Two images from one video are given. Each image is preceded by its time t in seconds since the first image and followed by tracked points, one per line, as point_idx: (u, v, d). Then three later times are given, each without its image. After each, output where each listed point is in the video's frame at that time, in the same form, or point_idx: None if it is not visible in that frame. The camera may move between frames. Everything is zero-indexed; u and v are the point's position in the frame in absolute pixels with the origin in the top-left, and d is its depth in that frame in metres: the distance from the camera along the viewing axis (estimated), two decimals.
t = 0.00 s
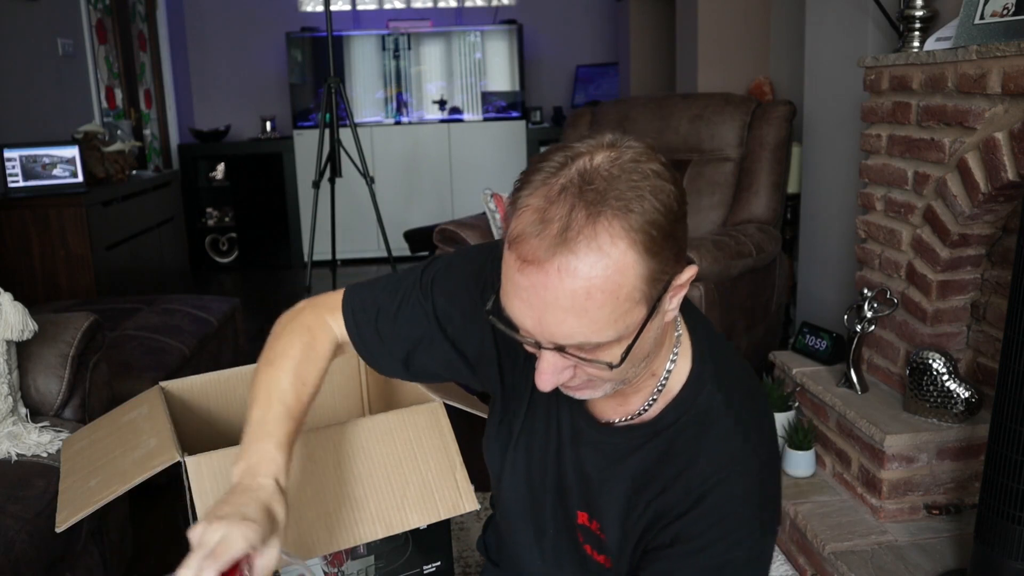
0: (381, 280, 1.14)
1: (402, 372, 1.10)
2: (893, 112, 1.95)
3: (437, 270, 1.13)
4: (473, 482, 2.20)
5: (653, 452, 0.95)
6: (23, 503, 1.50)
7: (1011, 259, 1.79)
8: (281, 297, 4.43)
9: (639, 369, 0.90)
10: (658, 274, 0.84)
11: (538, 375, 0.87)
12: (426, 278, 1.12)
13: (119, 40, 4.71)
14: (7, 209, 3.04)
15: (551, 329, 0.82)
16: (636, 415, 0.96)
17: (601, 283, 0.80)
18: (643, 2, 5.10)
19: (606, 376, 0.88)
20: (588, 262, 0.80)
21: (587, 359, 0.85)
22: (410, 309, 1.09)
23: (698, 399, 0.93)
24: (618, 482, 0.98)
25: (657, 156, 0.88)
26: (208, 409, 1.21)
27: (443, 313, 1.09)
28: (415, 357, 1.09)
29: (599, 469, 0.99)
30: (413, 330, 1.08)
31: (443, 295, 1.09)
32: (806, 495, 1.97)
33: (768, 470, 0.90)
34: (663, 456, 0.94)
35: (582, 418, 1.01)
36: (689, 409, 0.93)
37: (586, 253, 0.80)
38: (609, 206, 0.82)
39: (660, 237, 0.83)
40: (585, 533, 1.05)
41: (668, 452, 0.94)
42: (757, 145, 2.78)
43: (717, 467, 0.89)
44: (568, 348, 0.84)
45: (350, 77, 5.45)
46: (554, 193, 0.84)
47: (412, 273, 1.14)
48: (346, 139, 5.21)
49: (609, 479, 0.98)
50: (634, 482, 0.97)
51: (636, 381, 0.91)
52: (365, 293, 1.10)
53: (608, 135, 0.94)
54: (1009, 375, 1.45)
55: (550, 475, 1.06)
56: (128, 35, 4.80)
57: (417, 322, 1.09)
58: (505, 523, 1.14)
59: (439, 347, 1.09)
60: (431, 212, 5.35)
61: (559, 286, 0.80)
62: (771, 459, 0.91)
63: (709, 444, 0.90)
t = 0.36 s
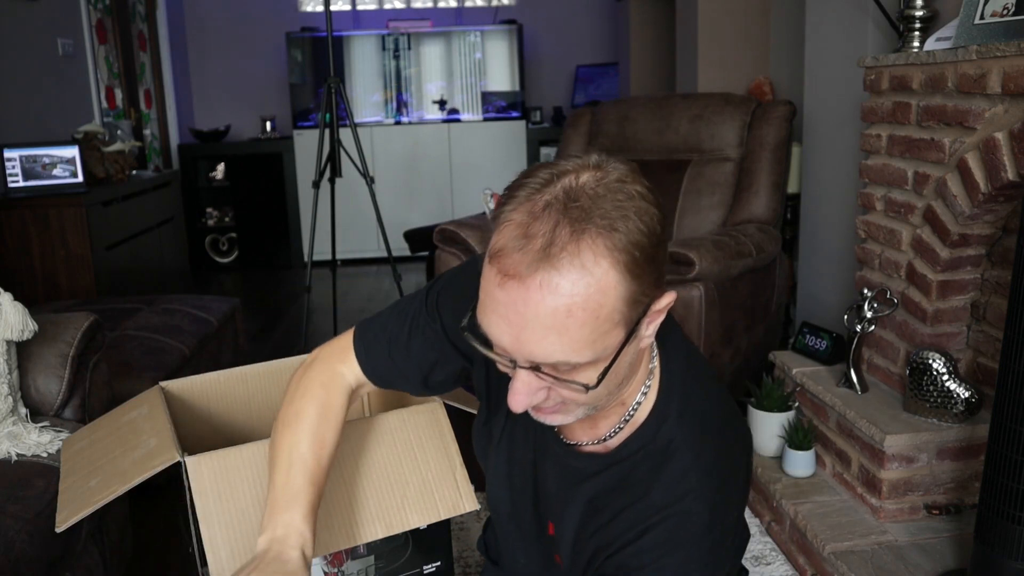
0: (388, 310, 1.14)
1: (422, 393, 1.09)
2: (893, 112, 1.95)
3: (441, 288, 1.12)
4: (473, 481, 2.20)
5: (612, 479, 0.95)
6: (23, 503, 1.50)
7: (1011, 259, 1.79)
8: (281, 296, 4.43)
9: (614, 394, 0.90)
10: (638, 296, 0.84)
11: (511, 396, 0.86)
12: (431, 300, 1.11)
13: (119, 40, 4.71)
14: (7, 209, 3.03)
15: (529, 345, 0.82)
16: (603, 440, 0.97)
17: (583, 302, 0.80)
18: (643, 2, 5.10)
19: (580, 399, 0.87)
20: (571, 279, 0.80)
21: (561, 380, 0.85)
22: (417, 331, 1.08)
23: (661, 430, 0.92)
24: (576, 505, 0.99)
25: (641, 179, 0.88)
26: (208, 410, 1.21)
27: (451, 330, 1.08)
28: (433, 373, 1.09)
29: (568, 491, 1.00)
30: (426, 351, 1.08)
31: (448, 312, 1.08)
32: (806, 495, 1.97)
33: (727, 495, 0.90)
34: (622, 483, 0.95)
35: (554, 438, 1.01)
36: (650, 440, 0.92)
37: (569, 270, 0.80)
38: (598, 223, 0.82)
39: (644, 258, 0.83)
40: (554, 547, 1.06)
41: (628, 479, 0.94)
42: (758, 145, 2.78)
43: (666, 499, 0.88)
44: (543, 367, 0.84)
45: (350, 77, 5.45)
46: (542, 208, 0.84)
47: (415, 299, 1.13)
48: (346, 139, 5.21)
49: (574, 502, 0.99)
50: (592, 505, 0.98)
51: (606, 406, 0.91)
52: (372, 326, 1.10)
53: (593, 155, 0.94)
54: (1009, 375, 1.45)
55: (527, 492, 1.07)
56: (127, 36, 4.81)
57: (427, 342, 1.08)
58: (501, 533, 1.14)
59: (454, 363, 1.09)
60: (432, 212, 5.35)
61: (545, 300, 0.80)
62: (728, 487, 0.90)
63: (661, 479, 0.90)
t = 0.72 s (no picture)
0: (374, 319, 1.15)
1: (413, 405, 1.08)
2: (893, 112, 1.95)
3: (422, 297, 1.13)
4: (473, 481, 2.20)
5: (604, 485, 0.95)
6: (23, 503, 1.50)
7: (1011, 259, 1.79)
8: (282, 296, 4.43)
9: (602, 392, 0.90)
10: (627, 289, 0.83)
11: (499, 397, 0.86)
12: (416, 307, 1.12)
13: (119, 40, 4.71)
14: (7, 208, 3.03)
15: (517, 342, 0.81)
16: (595, 445, 0.97)
17: (572, 296, 0.80)
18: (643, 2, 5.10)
19: (569, 396, 0.86)
20: (560, 273, 0.79)
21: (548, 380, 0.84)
22: (404, 341, 1.09)
23: (651, 433, 0.92)
24: (569, 513, 0.98)
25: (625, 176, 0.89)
26: (208, 409, 1.21)
27: (437, 339, 1.09)
28: (422, 388, 1.08)
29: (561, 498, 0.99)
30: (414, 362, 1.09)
31: (433, 321, 1.09)
32: (806, 495, 1.97)
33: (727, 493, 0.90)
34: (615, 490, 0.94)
35: (544, 447, 1.01)
36: (644, 444, 0.92)
37: (558, 264, 0.79)
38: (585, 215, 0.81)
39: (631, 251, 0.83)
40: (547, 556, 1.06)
41: (621, 484, 0.94)
42: (758, 145, 2.78)
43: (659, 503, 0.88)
44: (530, 368, 0.83)
45: (350, 77, 5.45)
46: (526, 200, 0.83)
47: (399, 306, 1.14)
48: (346, 139, 5.21)
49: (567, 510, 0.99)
50: (585, 513, 0.97)
51: (593, 405, 0.91)
52: (361, 334, 1.11)
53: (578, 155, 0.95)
54: (1009, 375, 1.45)
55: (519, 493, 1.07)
56: (127, 35, 4.81)
57: (415, 352, 1.09)
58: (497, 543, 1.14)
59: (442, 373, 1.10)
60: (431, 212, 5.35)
61: (533, 292, 0.79)
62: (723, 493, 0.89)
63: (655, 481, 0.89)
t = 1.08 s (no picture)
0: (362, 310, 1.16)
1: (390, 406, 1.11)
2: (893, 112, 1.95)
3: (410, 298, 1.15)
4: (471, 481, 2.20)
5: (646, 427, 0.94)
6: (24, 503, 1.50)
7: (1011, 259, 1.79)
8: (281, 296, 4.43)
9: (630, 284, 0.96)
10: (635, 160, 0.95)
11: (546, 267, 0.91)
12: (404, 306, 1.13)
13: (119, 40, 4.71)
14: (7, 208, 3.03)
15: (560, 193, 0.90)
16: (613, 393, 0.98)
17: (603, 153, 0.91)
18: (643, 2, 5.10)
19: (609, 276, 0.92)
20: (589, 132, 0.91)
21: (586, 247, 0.91)
22: (390, 338, 1.11)
23: (672, 359, 0.94)
24: (625, 470, 0.95)
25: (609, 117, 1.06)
26: (208, 409, 1.21)
27: (423, 340, 1.12)
28: (400, 390, 1.11)
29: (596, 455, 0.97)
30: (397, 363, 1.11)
31: (422, 323, 1.12)
32: (806, 495, 1.98)
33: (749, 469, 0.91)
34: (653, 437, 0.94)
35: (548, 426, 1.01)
36: (670, 369, 0.93)
37: (586, 126, 0.92)
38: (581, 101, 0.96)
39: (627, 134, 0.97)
40: (599, 534, 1.00)
41: (665, 418, 0.93)
42: (758, 145, 2.78)
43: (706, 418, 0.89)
44: (572, 229, 0.91)
45: (350, 77, 5.45)
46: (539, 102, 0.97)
47: (388, 302, 1.15)
48: (346, 139, 5.21)
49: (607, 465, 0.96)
50: (640, 465, 0.95)
51: (624, 309, 0.95)
52: (344, 328, 1.12)
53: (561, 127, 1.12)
54: (1009, 375, 1.45)
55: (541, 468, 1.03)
56: (128, 35, 4.81)
57: (399, 353, 1.11)
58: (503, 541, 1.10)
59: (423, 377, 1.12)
60: (431, 212, 5.35)
61: (562, 152, 0.90)
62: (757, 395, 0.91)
63: (691, 399, 0.91)
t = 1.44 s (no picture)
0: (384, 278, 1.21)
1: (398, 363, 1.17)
2: (893, 112, 1.95)
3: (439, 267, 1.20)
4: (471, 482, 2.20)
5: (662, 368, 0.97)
6: (23, 503, 1.50)
7: (1011, 259, 1.79)
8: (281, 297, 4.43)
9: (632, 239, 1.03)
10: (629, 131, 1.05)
11: (554, 214, 0.98)
12: (423, 274, 1.19)
13: (119, 40, 4.71)
14: (6, 208, 3.03)
15: (565, 149, 0.99)
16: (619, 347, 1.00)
17: (601, 116, 1.01)
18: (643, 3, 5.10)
19: (611, 226, 0.99)
20: (589, 98, 1.02)
21: (591, 197, 0.99)
22: (406, 299, 1.16)
23: (677, 307, 0.98)
24: (645, 419, 0.97)
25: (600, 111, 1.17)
26: (208, 409, 1.21)
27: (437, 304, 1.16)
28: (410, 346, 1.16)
29: (609, 417, 0.99)
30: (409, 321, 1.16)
31: (438, 287, 1.17)
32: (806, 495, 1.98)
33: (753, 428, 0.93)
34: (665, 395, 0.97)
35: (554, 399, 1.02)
36: (674, 322, 0.98)
37: (586, 93, 1.02)
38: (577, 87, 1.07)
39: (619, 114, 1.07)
40: (613, 494, 1.00)
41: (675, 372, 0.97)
42: (757, 145, 2.78)
43: (718, 364, 0.94)
44: (576, 181, 0.99)
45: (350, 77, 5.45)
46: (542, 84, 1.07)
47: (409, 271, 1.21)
48: (346, 139, 5.21)
49: (622, 424, 0.98)
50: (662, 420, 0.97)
51: (628, 263, 1.01)
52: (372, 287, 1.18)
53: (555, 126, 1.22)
54: (1009, 374, 1.45)
55: (554, 440, 1.03)
56: (127, 35, 4.81)
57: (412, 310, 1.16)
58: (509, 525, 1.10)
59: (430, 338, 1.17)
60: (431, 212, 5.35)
61: (563, 115, 1.00)
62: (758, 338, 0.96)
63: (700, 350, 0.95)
